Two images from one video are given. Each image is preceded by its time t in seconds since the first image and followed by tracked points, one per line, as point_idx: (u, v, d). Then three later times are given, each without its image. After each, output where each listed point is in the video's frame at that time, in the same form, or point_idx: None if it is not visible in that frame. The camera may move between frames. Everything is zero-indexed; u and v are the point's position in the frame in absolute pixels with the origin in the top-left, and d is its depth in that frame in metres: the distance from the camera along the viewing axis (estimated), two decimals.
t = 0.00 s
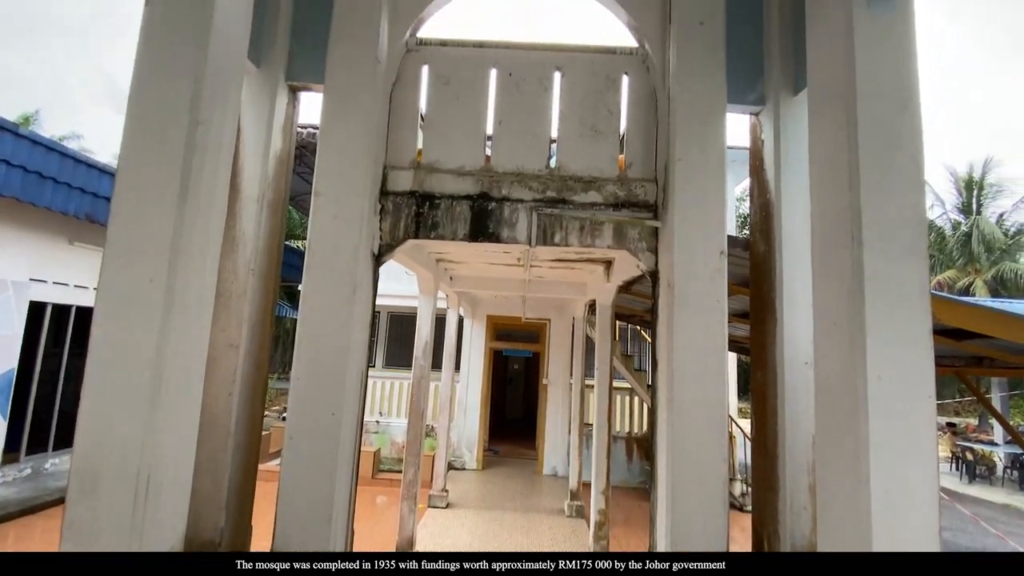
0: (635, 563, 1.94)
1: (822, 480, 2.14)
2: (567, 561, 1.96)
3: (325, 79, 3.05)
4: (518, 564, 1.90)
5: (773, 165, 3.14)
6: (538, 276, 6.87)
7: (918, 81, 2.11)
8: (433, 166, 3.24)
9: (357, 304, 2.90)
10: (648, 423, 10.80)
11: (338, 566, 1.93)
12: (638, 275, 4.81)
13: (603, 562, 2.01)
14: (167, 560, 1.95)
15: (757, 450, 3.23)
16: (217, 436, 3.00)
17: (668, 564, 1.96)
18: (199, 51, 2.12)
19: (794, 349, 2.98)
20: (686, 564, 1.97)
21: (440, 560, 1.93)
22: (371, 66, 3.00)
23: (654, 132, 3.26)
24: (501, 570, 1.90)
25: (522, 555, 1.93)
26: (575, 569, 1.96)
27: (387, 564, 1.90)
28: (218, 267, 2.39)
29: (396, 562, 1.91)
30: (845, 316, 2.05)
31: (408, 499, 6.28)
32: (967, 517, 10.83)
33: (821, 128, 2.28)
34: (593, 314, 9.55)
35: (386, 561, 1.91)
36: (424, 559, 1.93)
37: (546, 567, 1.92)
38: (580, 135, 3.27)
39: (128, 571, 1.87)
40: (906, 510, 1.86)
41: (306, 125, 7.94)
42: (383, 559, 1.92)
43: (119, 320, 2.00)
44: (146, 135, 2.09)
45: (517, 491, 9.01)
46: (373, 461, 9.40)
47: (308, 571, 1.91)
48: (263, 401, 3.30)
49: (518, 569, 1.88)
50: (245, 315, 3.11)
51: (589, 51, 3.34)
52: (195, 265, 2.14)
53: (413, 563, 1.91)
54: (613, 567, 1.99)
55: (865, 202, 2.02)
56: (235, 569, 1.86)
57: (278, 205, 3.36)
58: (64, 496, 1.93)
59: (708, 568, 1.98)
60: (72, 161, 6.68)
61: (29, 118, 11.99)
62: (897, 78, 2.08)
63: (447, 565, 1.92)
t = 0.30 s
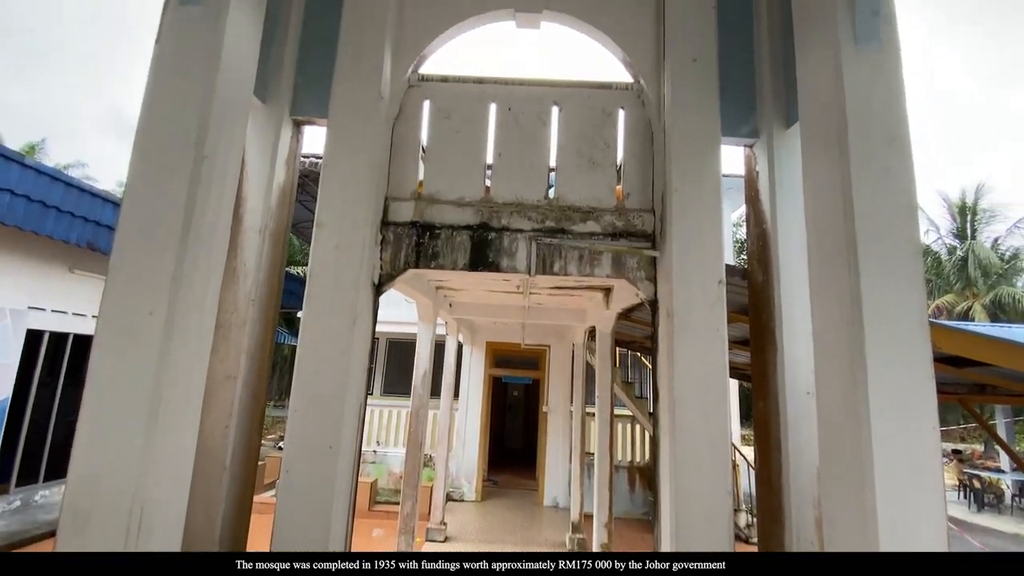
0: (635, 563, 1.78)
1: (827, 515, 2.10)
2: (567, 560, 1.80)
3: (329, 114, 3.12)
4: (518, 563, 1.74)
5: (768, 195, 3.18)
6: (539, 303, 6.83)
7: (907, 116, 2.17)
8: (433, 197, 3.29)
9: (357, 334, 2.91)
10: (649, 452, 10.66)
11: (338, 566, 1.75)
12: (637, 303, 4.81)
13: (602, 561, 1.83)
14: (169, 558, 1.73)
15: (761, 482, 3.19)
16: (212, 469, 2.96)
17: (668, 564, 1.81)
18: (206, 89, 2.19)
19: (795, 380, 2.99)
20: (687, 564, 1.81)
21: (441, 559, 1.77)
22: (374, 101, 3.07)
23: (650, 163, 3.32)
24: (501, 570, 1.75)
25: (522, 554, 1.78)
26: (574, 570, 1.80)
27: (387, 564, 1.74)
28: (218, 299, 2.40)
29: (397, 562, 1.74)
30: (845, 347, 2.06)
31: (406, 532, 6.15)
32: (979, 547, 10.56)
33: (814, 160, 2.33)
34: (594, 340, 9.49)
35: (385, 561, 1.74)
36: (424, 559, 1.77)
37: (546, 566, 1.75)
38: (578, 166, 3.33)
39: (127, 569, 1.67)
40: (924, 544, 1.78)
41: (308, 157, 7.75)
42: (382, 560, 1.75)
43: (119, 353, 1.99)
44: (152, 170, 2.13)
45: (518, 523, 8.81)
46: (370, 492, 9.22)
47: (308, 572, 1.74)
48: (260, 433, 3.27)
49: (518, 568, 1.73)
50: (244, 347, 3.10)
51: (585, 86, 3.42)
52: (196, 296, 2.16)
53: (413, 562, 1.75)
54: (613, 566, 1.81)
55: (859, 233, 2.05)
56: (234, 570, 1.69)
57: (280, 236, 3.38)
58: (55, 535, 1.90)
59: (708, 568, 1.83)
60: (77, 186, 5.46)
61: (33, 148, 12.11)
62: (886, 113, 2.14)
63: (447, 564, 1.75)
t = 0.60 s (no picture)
0: (635, 563, 1.78)
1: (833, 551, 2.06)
2: (567, 560, 1.80)
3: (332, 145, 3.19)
4: (518, 563, 1.73)
5: (764, 225, 3.22)
6: (538, 329, 6.75)
7: (898, 148, 2.22)
8: (434, 227, 3.33)
9: (356, 364, 2.90)
10: (651, 481, 10.48)
11: (338, 566, 1.78)
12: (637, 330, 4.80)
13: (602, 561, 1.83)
14: (164, 559, 1.73)
15: (765, 515, 3.14)
16: (206, 503, 2.91)
17: (668, 564, 1.80)
18: (214, 122, 2.24)
19: (796, 411, 2.98)
20: (686, 564, 1.81)
21: (441, 559, 1.77)
22: (377, 133, 3.14)
23: (648, 193, 3.37)
24: (501, 570, 1.74)
25: (522, 554, 1.77)
26: (575, 569, 1.80)
27: (387, 564, 1.74)
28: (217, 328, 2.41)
29: (397, 562, 1.75)
30: (846, 379, 2.05)
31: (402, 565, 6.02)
32: None
33: (808, 190, 2.37)
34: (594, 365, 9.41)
35: (385, 561, 1.75)
36: (424, 559, 1.77)
37: (546, 566, 1.74)
38: (576, 196, 3.38)
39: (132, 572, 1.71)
40: (933, 570, 1.74)
41: (310, 184, 7.64)
42: (383, 559, 1.76)
43: (116, 384, 1.99)
44: (157, 201, 2.16)
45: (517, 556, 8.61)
46: (367, 523, 9.04)
47: (308, 572, 1.77)
48: (256, 465, 3.22)
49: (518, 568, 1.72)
50: (242, 377, 3.09)
51: (583, 118, 3.50)
52: (195, 326, 2.16)
53: (413, 562, 1.75)
54: (613, 566, 1.81)
55: (854, 263, 2.08)
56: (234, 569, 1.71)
57: (281, 266, 3.41)
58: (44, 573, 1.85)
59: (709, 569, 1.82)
60: (80, 215, 5.18)
61: (38, 174, 12.22)
62: (877, 146, 2.19)
63: (447, 564, 1.75)
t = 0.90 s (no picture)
0: (635, 563, 1.74)
1: None
2: (567, 560, 1.75)
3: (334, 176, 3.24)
4: (517, 563, 1.71)
5: (760, 254, 3.25)
6: (537, 355, 6.64)
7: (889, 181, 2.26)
8: (433, 256, 3.35)
9: (354, 395, 2.89)
10: (653, 510, 10.28)
11: (338, 566, 1.77)
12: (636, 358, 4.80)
13: (602, 562, 1.78)
14: (163, 558, 1.77)
15: (769, 548, 3.08)
16: (197, 538, 2.85)
17: (668, 564, 1.75)
18: (217, 157, 2.28)
19: (797, 442, 2.96)
20: (686, 564, 1.76)
21: (441, 559, 1.74)
22: (378, 165, 3.19)
23: (644, 223, 3.41)
24: (501, 570, 1.72)
25: (522, 554, 1.74)
26: (574, 570, 1.75)
27: (387, 564, 1.73)
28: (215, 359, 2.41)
29: (397, 562, 1.73)
30: (847, 410, 2.05)
31: None
32: None
33: (804, 222, 2.41)
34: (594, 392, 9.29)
35: (385, 561, 1.74)
36: (424, 558, 1.74)
37: (546, 566, 1.71)
38: (574, 226, 3.41)
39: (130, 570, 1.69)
40: None
41: (311, 211, 7.61)
42: (383, 559, 1.75)
43: (111, 417, 1.97)
44: (159, 233, 2.19)
45: None
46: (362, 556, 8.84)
47: (308, 572, 1.77)
48: (249, 498, 3.17)
49: (518, 569, 1.70)
50: (238, 408, 3.07)
51: (580, 150, 3.56)
52: (193, 358, 2.17)
53: (413, 562, 1.73)
54: (613, 566, 1.76)
55: (849, 292, 2.10)
56: (235, 569, 1.72)
57: (280, 296, 3.42)
58: None
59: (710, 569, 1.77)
60: (80, 241, 5.18)
61: (40, 201, 12.29)
62: (868, 178, 2.24)
63: (447, 564, 1.73)
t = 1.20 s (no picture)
0: (634, 563, 1.71)
1: None
2: (567, 560, 1.72)
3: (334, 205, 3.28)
4: (518, 563, 1.67)
5: (756, 282, 3.27)
6: (535, 382, 6.60)
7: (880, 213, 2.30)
8: (431, 284, 3.36)
9: (349, 425, 2.86)
10: (654, 540, 10.08)
11: (338, 566, 1.76)
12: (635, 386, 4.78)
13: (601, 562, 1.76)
14: (158, 558, 1.71)
15: None
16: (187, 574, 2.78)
17: (667, 564, 1.73)
18: (219, 188, 2.32)
19: (798, 471, 2.93)
20: (685, 564, 1.75)
21: (440, 559, 1.71)
22: (377, 195, 3.24)
23: (641, 251, 3.44)
24: (502, 570, 1.69)
25: (522, 555, 1.71)
26: (574, 569, 1.73)
27: (387, 564, 1.72)
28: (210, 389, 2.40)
29: (396, 562, 1.71)
30: (846, 441, 2.04)
31: None
32: None
33: (799, 252, 2.44)
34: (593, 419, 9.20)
35: (385, 561, 1.72)
36: (424, 559, 1.72)
37: (547, 566, 1.66)
38: (571, 254, 3.44)
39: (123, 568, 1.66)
40: None
41: (311, 237, 7.65)
42: (383, 559, 1.73)
43: (103, 449, 1.95)
44: (158, 263, 2.21)
45: None
46: None
47: (308, 572, 1.77)
48: (242, 531, 3.10)
49: (518, 569, 1.66)
50: (232, 439, 3.03)
51: (576, 179, 3.62)
52: (187, 390, 2.16)
53: (413, 562, 1.72)
54: (613, 567, 1.74)
55: (845, 322, 2.11)
56: (234, 568, 1.71)
57: (277, 324, 3.41)
58: None
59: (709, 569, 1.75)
60: (79, 267, 5.16)
61: (39, 225, 12.32)
62: (859, 210, 2.29)
63: (447, 564, 1.70)
